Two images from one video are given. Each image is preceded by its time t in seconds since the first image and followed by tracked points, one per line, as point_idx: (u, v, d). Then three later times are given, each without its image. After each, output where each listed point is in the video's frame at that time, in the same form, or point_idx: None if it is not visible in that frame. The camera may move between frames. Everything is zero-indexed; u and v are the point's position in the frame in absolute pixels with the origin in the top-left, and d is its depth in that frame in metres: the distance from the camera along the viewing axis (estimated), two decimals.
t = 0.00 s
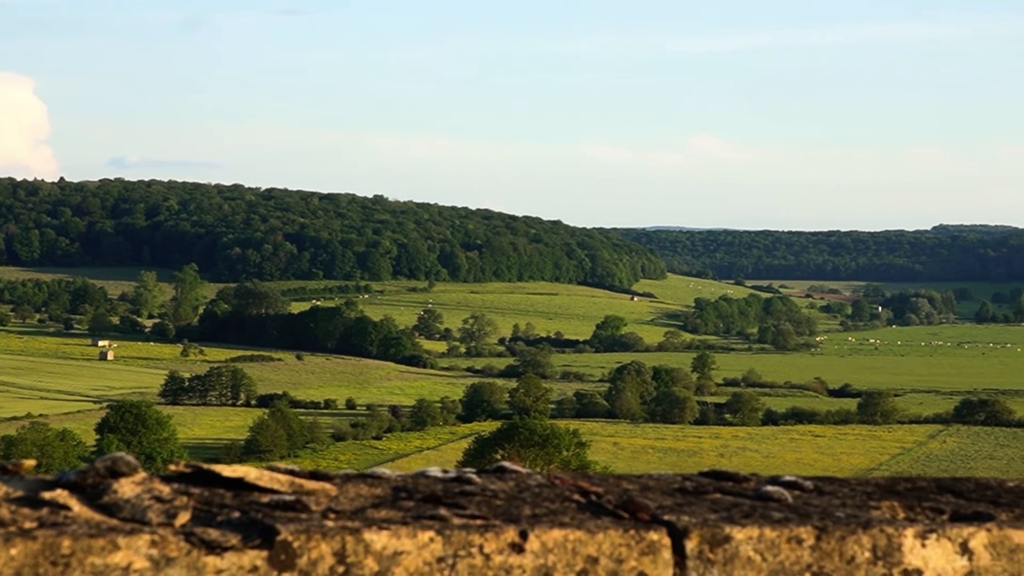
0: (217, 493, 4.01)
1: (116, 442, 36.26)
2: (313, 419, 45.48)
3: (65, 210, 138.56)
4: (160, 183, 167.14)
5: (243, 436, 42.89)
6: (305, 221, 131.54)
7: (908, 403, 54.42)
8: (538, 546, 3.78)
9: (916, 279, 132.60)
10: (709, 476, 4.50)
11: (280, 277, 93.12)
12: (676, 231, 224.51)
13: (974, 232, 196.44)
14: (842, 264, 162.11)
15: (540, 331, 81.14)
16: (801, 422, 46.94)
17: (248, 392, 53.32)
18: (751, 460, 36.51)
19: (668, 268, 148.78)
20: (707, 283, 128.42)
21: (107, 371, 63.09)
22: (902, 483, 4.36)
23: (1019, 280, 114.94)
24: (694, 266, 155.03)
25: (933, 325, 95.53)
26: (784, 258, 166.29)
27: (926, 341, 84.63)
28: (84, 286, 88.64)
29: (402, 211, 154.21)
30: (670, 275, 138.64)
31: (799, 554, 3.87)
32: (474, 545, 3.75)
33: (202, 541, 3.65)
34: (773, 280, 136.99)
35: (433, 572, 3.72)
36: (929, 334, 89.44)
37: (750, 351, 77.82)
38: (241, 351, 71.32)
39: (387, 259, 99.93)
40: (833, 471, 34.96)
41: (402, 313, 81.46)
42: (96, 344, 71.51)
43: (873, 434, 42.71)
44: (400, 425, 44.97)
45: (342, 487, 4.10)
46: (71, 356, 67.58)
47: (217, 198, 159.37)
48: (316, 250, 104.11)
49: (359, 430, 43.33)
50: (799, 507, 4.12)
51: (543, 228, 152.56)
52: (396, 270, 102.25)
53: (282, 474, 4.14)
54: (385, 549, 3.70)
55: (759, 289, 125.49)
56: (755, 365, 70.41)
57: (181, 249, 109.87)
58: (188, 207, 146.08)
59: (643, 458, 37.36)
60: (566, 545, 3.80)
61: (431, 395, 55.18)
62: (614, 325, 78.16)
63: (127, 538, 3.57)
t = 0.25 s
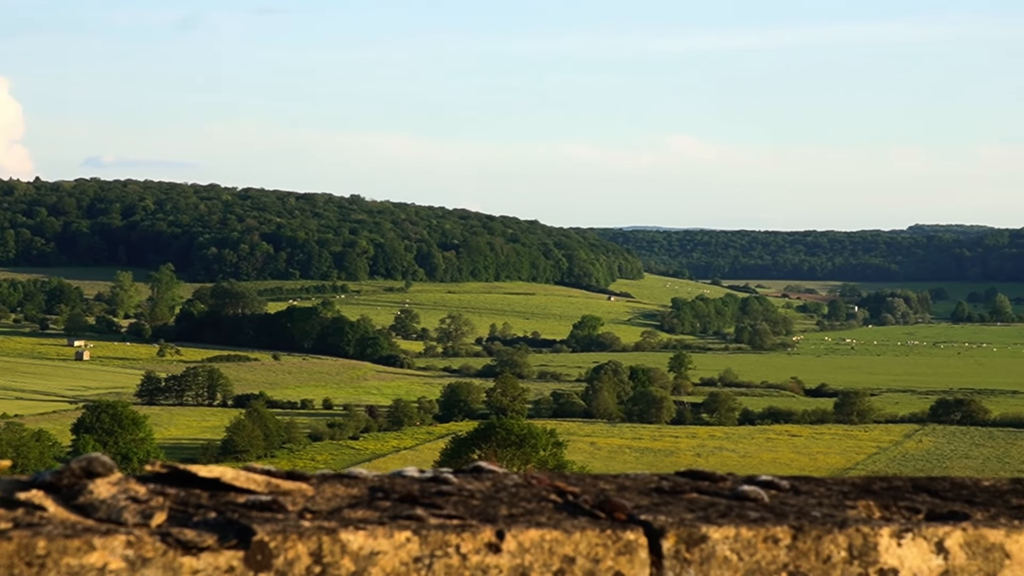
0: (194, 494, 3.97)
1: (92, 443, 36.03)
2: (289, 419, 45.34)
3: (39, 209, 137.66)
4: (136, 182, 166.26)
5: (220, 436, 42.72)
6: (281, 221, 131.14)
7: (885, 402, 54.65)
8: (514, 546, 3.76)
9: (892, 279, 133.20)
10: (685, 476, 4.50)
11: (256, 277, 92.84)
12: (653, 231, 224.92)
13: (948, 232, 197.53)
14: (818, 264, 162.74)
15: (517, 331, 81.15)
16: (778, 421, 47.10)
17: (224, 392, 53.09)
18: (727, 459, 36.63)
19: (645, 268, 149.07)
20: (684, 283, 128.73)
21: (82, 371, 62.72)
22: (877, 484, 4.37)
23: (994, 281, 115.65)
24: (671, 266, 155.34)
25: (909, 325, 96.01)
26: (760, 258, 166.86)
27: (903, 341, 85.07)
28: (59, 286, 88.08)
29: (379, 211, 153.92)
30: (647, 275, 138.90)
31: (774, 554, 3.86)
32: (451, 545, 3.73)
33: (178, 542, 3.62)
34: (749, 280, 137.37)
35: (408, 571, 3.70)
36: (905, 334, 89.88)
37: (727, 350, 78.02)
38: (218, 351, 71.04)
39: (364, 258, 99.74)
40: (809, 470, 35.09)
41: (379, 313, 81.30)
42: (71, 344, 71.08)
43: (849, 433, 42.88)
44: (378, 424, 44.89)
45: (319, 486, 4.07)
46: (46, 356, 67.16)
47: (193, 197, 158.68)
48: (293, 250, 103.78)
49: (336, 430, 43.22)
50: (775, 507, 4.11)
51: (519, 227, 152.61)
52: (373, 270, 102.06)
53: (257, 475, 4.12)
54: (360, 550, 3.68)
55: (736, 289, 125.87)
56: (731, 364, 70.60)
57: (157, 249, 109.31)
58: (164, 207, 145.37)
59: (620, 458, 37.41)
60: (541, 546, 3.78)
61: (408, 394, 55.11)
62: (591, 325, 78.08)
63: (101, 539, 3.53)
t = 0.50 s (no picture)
0: (173, 495, 3.95)
1: (70, 443, 35.84)
2: (269, 420, 45.22)
3: (17, 209, 136.87)
4: (115, 182, 165.55)
5: (199, 436, 42.57)
6: (261, 221, 130.80)
7: (864, 402, 54.85)
8: (493, 545, 3.74)
9: (871, 279, 133.67)
10: (667, 476, 4.49)
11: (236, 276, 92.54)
12: (633, 231, 225.26)
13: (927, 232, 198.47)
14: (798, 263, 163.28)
15: (497, 331, 81.14)
16: (758, 421, 47.23)
17: (204, 392, 52.88)
18: (707, 459, 36.71)
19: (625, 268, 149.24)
20: (664, 283, 128.96)
21: (61, 371, 62.39)
22: (856, 482, 4.39)
23: (973, 281, 116.24)
24: (651, 266, 155.58)
25: (888, 325, 96.41)
26: (740, 258, 167.34)
27: (882, 341, 85.44)
28: (38, 286, 87.59)
29: (359, 211, 153.66)
30: (627, 275, 139.09)
31: (753, 555, 3.85)
32: (430, 545, 3.70)
33: (158, 542, 3.58)
34: (729, 280, 137.52)
35: (388, 571, 3.67)
36: (884, 334, 90.16)
37: (707, 350, 78.18)
38: (197, 351, 70.80)
39: (344, 258, 99.54)
40: (789, 469, 35.20)
41: (359, 312, 81.16)
42: (50, 345, 70.71)
43: (829, 433, 43.02)
44: (357, 425, 44.80)
45: (299, 487, 4.06)
46: (24, 357, 66.78)
47: (172, 197, 158.05)
48: (273, 249, 103.49)
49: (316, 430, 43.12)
50: (755, 507, 4.12)
51: (499, 227, 152.62)
52: (353, 270, 101.87)
53: (238, 474, 4.10)
54: (341, 549, 3.65)
55: (716, 289, 126.17)
56: (711, 364, 70.77)
57: (136, 249, 108.76)
58: (143, 207, 144.71)
59: (600, 458, 37.45)
60: (521, 545, 3.76)
61: (388, 394, 55.04)
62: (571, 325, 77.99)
63: (81, 538, 3.50)
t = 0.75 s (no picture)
0: (152, 495, 3.90)
1: (48, 444, 35.61)
2: (247, 420, 45.08)
3: None
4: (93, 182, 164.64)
5: (177, 436, 42.37)
6: (240, 221, 130.40)
7: (842, 401, 55.04)
8: (471, 544, 3.66)
9: (850, 279, 134.18)
10: (644, 476, 4.49)
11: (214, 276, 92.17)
12: (612, 230, 225.53)
13: (904, 232, 199.34)
14: (777, 263, 163.84)
15: (477, 331, 81.08)
16: (736, 421, 47.33)
17: (182, 393, 52.64)
18: (686, 458, 36.75)
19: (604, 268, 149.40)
20: (642, 283, 129.15)
21: (38, 372, 61.98)
22: (835, 482, 4.39)
23: (950, 281, 116.79)
24: (630, 266, 155.77)
25: (867, 325, 96.74)
26: (718, 258, 167.88)
27: (860, 340, 85.81)
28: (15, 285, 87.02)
29: (338, 211, 153.32)
30: (606, 275, 139.21)
31: (734, 552, 3.81)
32: (410, 543, 3.62)
33: (136, 541, 3.50)
34: (708, 279, 137.76)
35: (367, 570, 3.60)
36: (862, 334, 90.44)
37: (686, 350, 78.31)
38: (175, 351, 70.47)
39: (323, 258, 99.24)
40: (767, 469, 35.27)
41: (337, 312, 80.96)
42: (27, 344, 70.28)
43: (807, 432, 43.14)
44: (336, 425, 44.69)
45: (277, 487, 4.01)
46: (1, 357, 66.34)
47: (150, 196, 157.34)
48: (252, 249, 103.12)
49: (294, 430, 43.00)
50: (736, 506, 4.11)
51: (479, 226, 152.53)
52: (332, 270, 101.57)
53: (215, 475, 4.06)
54: (320, 549, 3.56)
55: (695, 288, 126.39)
56: (690, 364, 70.90)
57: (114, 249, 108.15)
58: (121, 207, 143.99)
59: (579, 458, 37.44)
60: (500, 544, 3.69)
61: (367, 394, 54.94)
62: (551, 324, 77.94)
63: (57, 539, 3.41)
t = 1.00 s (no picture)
0: (126, 494, 3.86)
1: (21, 444, 35.36)
2: (222, 420, 44.90)
3: None
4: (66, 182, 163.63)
5: (151, 436, 42.16)
6: (214, 220, 129.74)
7: (816, 400, 55.30)
8: (447, 545, 3.62)
9: (825, 278, 134.69)
10: (619, 475, 4.48)
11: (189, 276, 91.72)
12: (587, 231, 225.80)
13: (878, 233, 200.34)
14: (752, 263, 164.42)
15: (452, 331, 81.00)
16: (711, 420, 47.47)
17: (157, 393, 52.37)
18: (661, 458, 36.83)
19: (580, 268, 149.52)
20: (618, 283, 129.35)
21: (10, 372, 61.52)
22: (809, 481, 4.40)
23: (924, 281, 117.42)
24: (605, 266, 155.98)
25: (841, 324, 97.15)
26: (694, 258, 168.23)
27: (834, 339, 86.17)
28: None
29: (313, 211, 152.82)
30: (582, 275, 139.33)
31: (708, 552, 3.79)
32: (384, 544, 3.57)
33: (109, 541, 3.44)
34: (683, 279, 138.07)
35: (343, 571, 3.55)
36: (836, 333, 90.84)
37: (661, 350, 78.49)
38: (150, 351, 70.11)
39: (298, 258, 98.87)
40: (743, 468, 35.38)
41: (313, 312, 80.74)
42: None
43: (782, 432, 43.30)
44: (312, 425, 44.57)
45: (250, 487, 3.99)
46: None
47: (124, 197, 156.50)
48: (227, 249, 102.70)
49: (270, 430, 42.88)
50: (709, 506, 4.12)
51: (454, 226, 152.43)
52: (307, 270, 101.25)
53: (189, 475, 4.03)
54: (295, 549, 3.51)
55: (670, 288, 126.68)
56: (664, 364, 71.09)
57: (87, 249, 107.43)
58: (95, 206, 143.09)
59: (555, 458, 37.47)
60: (476, 545, 3.65)
61: (343, 394, 54.82)
62: (526, 324, 77.95)
63: (30, 540, 3.35)
